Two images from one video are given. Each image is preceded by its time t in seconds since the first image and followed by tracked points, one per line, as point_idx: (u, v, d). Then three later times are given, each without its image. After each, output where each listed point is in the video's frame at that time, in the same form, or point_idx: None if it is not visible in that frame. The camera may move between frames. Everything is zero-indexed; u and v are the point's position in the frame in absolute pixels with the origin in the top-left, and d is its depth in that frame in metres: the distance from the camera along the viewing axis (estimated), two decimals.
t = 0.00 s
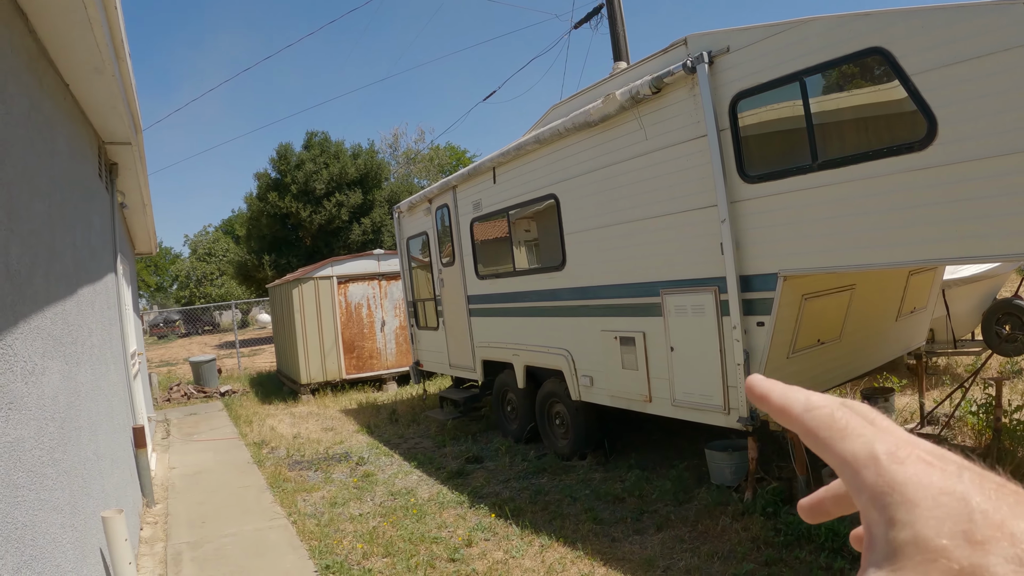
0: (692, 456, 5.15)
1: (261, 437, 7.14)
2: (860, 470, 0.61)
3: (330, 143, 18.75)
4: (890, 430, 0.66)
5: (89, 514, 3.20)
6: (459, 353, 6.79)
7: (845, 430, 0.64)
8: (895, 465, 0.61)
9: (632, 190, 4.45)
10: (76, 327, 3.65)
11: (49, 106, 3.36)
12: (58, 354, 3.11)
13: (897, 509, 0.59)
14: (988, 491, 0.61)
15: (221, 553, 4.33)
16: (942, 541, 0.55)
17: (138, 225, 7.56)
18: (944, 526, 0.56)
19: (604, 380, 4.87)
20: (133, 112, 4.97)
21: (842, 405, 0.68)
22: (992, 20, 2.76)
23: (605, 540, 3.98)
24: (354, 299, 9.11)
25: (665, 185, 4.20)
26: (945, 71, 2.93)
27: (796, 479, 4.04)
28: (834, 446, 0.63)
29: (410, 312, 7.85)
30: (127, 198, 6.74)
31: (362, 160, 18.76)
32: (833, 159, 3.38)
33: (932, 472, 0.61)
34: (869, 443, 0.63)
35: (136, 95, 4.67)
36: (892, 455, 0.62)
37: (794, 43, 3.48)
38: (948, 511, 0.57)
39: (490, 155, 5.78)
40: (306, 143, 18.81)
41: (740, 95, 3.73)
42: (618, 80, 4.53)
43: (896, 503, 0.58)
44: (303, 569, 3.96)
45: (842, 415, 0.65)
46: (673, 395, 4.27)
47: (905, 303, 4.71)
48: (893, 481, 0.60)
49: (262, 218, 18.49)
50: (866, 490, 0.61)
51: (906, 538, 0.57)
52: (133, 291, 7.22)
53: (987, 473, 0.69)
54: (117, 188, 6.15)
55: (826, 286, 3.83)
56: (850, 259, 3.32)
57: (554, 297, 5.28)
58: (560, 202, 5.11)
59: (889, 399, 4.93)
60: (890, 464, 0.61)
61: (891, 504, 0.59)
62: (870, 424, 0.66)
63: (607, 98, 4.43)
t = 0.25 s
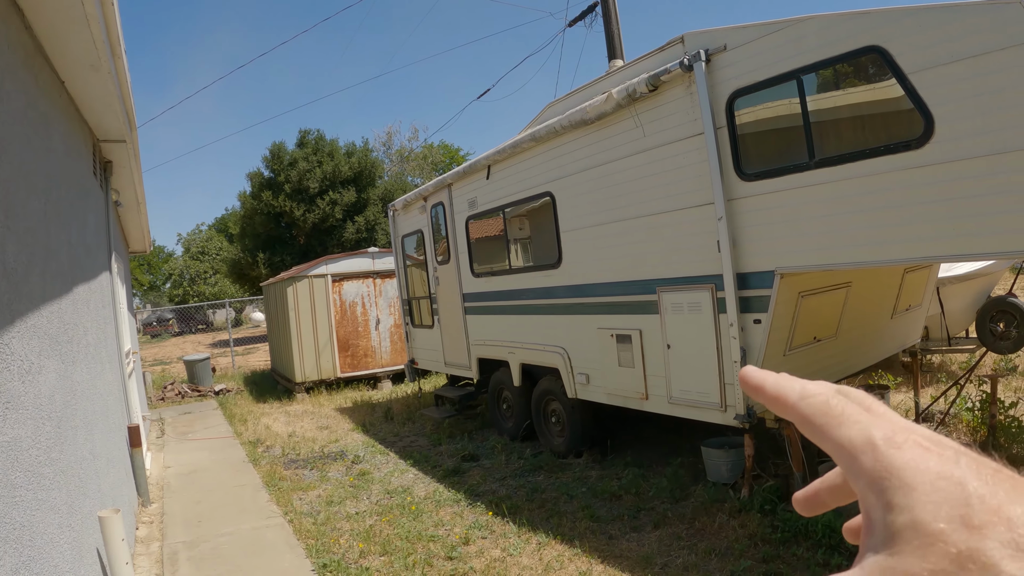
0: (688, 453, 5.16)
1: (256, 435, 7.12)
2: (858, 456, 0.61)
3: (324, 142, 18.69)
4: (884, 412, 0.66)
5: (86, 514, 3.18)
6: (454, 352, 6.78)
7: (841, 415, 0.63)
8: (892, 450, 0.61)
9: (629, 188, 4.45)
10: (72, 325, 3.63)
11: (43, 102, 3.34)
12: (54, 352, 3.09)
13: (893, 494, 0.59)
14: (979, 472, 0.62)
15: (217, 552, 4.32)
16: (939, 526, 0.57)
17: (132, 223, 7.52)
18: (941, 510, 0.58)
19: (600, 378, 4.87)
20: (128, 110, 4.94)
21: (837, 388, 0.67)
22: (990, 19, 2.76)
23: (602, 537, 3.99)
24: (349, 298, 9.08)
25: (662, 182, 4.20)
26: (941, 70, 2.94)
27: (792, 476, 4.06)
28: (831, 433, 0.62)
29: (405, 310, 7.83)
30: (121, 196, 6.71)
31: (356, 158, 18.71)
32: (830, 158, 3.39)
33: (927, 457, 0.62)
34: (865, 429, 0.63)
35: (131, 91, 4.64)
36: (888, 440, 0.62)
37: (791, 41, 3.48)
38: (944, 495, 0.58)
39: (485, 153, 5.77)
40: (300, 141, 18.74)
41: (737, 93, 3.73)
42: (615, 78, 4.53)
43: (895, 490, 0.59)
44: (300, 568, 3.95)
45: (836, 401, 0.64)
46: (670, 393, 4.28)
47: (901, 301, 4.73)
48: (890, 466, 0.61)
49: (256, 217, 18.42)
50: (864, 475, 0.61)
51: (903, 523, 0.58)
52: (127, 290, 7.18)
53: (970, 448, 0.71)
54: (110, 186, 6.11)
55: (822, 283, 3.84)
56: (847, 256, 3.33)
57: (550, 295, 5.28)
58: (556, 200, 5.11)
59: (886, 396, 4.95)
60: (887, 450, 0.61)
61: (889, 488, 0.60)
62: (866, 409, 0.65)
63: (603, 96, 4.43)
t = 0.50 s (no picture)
0: (683, 453, 5.16)
1: (250, 437, 7.09)
2: (857, 502, 0.62)
3: (318, 143, 18.65)
4: (886, 464, 0.67)
5: (79, 516, 3.16)
6: (448, 352, 6.76)
7: (839, 463, 0.64)
8: (892, 494, 0.61)
9: (623, 188, 4.45)
10: (64, 326, 3.60)
11: (36, 102, 3.32)
12: (45, 353, 3.06)
13: (895, 540, 0.58)
14: (982, 518, 0.61)
15: (211, 554, 4.30)
16: (938, 571, 0.55)
17: (125, 224, 7.49)
18: (942, 556, 0.55)
19: (595, 378, 4.86)
20: (121, 110, 4.92)
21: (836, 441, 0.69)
22: (984, 19, 2.78)
23: (597, 537, 3.98)
24: (343, 299, 9.06)
25: (656, 182, 4.19)
26: (935, 69, 2.95)
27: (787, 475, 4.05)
28: (831, 481, 0.64)
29: (399, 311, 7.80)
30: (114, 197, 6.68)
31: (350, 159, 18.68)
32: (824, 157, 3.39)
33: (928, 501, 0.60)
34: (865, 474, 0.63)
35: (123, 91, 4.62)
36: (889, 484, 0.62)
37: (785, 41, 3.48)
38: (945, 541, 0.56)
39: (479, 153, 5.76)
40: (294, 142, 18.69)
41: (731, 92, 3.73)
42: (609, 78, 4.53)
43: (895, 535, 0.58)
44: (294, 569, 3.93)
45: (835, 450, 0.66)
46: (665, 393, 4.27)
47: (895, 300, 4.73)
48: (890, 511, 0.60)
49: (250, 218, 18.36)
50: (864, 521, 0.61)
51: (904, 569, 0.56)
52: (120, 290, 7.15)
53: (979, 497, 0.70)
54: (104, 187, 6.08)
55: (816, 282, 3.84)
56: (841, 255, 3.33)
57: (544, 295, 5.27)
58: (550, 199, 5.10)
59: (879, 395, 4.98)
60: (887, 494, 0.61)
61: (890, 534, 0.58)
62: (868, 458, 0.66)
63: (597, 96, 4.42)
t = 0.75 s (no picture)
0: (678, 453, 5.14)
1: (244, 438, 7.05)
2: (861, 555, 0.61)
3: (312, 144, 18.63)
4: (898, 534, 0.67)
5: (70, 516, 3.13)
6: (442, 353, 6.74)
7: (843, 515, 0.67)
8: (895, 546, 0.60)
9: (617, 187, 4.44)
10: (55, 325, 3.57)
11: (28, 100, 3.31)
12: (36, 352, 3.04)
13: None
14: None
15: (205, 555, 4.27)
16: None
17: (118, 225, 7.46)
18: None
19: (589, 378, 4.85)
20: (115, 109, 4.90)
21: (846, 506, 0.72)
22: (977, 16, 2.78)
23: (591, 538, 3.96)
24: (337, 300, 9.03)
25: (651, 181, 4.19)
26: (928, 67, 2.96)
27: (782, 475, 4.04)
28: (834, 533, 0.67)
29: (393, 312, 7.78)
30: (108, 197, 6.65)
31: (344, 161, 18.67)
32: (817, 155, 3.39)
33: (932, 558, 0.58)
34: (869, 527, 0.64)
35: (116, 90, 4.60)
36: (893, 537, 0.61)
37: (779, 39, 3.48)
38: None
39: (473, 153, 5.75)
40: (288, 144, 18.67)
41: (724, 91, 3.73)
42: (603, 77, 4.52)
43: None
44: (288, 570, 3.91)
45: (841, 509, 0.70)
46: (659, 392, 4.26)
47: (889, 299, 4.73)
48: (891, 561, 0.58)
49: (244, 220, 18.32)
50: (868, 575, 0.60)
51: None
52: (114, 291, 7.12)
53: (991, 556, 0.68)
54: (97, 187, 6.06)
55: (810, 281, 3.83)
56: (835, 253, 3.32)
57: (539, 295, 5.25)
58: (544, 199, 5.09)
59: (874, 395, 4.99)
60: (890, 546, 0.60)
61: None
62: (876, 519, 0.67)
63: (591, 95, 4.42)
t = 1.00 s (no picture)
0: (669, 454, 5.12)
1: (235, 441, 7.01)
2: None
3: (305, 147, 18.61)
4: None
5: (53, 517, 3.10)
6: (433, 355, 6.70)
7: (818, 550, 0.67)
8: None
9: (607, 186, 4.42)
10: (42, 326, 3.53)
11: (14, 99, 3.28)
12: (21, 352, 3.00)
13: None
14: None
15: (193, 557, 4.24)
16: None
17: (109, 226, 7.42)
18: None
19: (580, 379, 4.82)
20: (104, 110, 4.87)
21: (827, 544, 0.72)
22: (966, 13, 2.77)
23: (581, 540, 3.93)
24: (329, 302, 8.99)
25: (641, 180, 4.17)
26: (917, 64, 2.95)
27: (773, 476, 4.02)
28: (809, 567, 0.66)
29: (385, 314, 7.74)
30: (99, 198, 6.62)
31: (337, 163, 18.65)
32: (806, 154, 3.37)
33: None
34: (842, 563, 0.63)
35: (105, 90, 4.57)
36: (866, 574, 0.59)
37: (768, 37, 3.47)
38: None
39: (463, 154, 5.72)
40: (281, 146, 18.64)
41: (713, 89, 3.71)
42: (593, 76, 4.51)
43: None
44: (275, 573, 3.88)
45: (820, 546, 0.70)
46: (649, 393, 4.24)
47: (880, 298, 4.71)
48: None
49: (237, 222, 18.27)
50: None
51: None
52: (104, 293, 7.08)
53: None
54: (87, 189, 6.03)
55: (801, 281, 3.80)
56: (824, 252, 3.31)
57: (529, 296, 5.23)
58: (534, 199, 5.07)
59: (866, 395, 4.98)
60: None
61: None
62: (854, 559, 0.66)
63: (580, 95, 4.40)
